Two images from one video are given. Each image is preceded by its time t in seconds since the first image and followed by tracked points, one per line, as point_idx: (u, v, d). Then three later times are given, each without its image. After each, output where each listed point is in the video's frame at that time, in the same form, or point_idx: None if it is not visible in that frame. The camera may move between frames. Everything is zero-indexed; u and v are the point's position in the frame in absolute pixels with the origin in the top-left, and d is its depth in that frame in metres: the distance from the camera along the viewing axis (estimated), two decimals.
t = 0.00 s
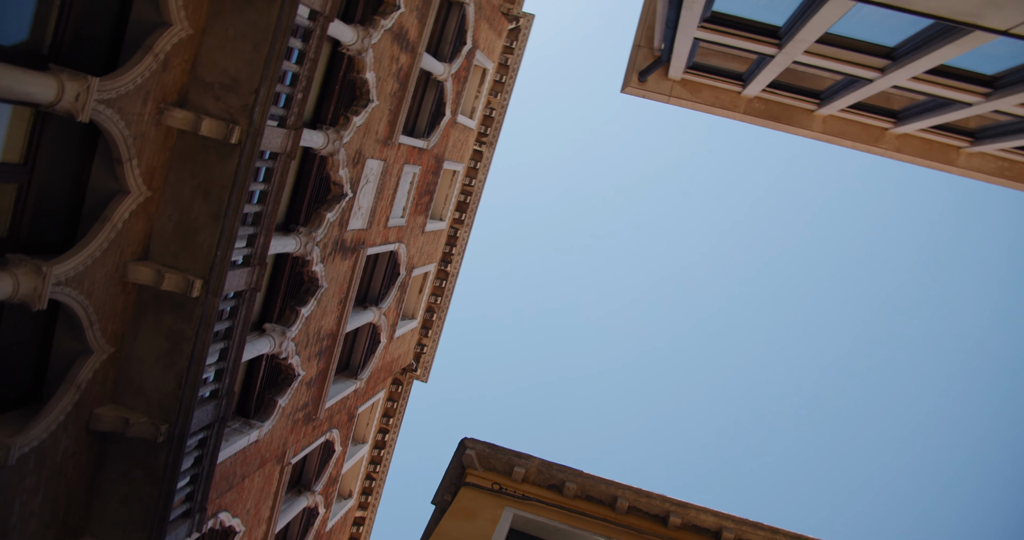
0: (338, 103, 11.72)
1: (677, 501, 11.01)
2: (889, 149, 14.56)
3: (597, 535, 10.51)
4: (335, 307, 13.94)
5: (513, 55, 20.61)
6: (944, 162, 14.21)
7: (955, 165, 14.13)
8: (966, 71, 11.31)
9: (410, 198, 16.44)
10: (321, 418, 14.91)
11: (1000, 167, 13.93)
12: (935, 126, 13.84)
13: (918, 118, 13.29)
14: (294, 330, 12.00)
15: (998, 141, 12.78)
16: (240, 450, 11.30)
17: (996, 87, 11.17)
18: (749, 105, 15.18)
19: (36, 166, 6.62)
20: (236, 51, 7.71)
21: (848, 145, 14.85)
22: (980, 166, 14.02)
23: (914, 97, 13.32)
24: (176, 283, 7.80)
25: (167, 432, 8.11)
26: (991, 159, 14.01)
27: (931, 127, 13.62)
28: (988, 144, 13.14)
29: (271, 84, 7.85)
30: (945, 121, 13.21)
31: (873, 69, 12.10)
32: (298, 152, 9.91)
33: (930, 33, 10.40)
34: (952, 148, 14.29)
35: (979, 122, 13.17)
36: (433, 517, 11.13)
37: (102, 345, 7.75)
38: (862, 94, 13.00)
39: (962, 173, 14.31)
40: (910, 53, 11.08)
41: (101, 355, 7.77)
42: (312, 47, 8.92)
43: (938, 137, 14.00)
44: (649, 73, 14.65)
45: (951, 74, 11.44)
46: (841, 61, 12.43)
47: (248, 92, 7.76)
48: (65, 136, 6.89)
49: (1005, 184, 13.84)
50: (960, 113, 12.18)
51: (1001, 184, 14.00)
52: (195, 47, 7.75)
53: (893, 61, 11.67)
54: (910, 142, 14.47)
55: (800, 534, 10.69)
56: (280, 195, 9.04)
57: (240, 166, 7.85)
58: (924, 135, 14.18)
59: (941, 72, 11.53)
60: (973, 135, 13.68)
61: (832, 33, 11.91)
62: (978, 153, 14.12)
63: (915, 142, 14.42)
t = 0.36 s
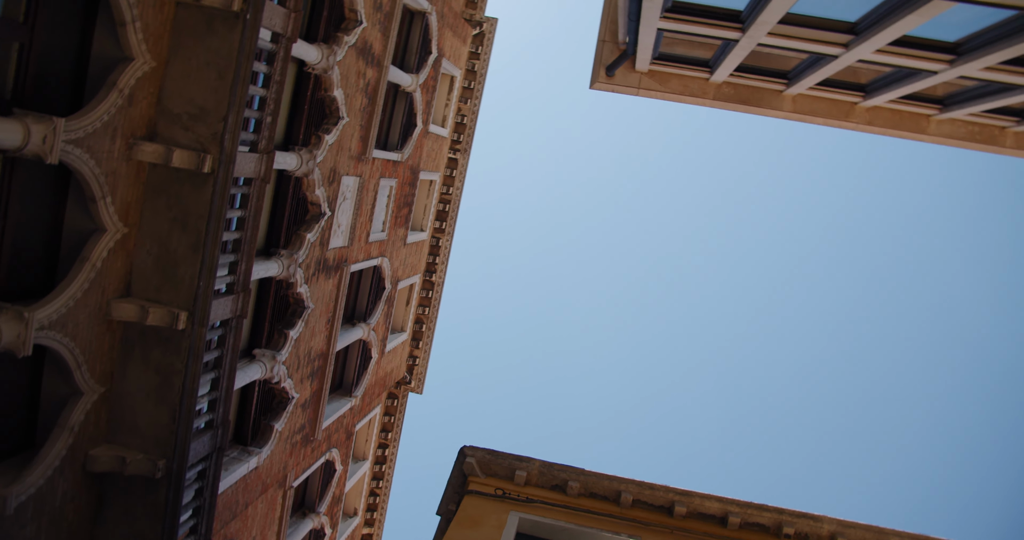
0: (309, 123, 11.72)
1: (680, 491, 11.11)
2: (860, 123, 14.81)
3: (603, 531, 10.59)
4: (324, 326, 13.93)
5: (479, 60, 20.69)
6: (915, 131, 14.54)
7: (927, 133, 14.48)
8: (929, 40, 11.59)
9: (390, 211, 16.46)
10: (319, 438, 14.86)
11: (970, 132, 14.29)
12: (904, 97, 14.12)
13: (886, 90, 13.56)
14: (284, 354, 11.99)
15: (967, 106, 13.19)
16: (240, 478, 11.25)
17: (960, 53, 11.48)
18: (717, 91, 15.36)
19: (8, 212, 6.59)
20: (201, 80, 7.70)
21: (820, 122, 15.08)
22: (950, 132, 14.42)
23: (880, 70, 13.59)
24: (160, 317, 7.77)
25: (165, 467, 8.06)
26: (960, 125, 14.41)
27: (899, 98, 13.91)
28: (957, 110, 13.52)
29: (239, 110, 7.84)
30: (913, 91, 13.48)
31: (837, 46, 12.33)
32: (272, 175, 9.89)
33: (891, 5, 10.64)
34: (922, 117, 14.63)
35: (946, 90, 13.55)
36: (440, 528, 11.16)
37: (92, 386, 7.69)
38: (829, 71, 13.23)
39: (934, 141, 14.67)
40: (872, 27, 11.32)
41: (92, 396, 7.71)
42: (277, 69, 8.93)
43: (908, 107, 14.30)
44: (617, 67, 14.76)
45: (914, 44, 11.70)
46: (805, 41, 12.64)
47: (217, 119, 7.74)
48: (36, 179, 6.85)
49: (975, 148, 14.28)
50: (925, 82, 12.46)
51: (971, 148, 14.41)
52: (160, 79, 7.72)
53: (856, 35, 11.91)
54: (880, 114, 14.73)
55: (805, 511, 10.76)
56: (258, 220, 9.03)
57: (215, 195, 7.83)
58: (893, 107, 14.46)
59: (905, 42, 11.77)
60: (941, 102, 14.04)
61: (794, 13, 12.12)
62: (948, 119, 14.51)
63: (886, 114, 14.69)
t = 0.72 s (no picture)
0: (291, 142, 11.72)
1: (689, 480, 11.16)
2: (841, 99, 14.92)
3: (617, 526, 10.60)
4: (322, 344, 13.92)
5: (457, 66, 20.74)
6: (896, 103, 14.68)
7: (908, 105, 14.62)
8: (901, 13, 11.72)
9: (379, 224, 16.46)
10: (326, 456, 14.83)
11: (951, 100, 14.44)
12: (882, 70, 14.25)
13: (864, 65, 13.68)
14: (284, 375, 11.98)
15: (944, 75, 13.34)
16: (251, 503, 11.22)
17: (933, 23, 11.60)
18: (696, 78, 15.42)
19: None
20: (180, 108, 7.69)
21: (801, 101, 15.19)
22: (931, 102, 14.56)
23: (856, 45, 13.71)
24: (157, 348, 7.75)
25: (174, 497, 8.04)
26: (940, 93, 14.55)
27: (877, 71, 14.02)
28: (936, 79, 13.66)
29: (220, 135, 7.82)
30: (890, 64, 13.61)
31: (811, 25, 12.43)
32: (258, 198, 9.89)
33: None
34: (901, 89, 14.77)
35: (923, 60, 13.67)
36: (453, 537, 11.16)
37: (94, 422, 7.67)
38: (805, 50, 13.33)
39: (915, 111, 14.82)
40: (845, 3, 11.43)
41: (95, 432, 7.69)
42: (255, 91, 8.93)
43: (887, 80, 14.43)
44: (594, 62, 14.80)
45: (888, 17, 11.82)
46: (779, 22, 12.73)
47: (199, 146, 7.73)
48: (21, 220, 6.84)
49: (956, 115, 14.42)
50: (902, 53, 12.58)
51: (952, 116, 14.56)
52: (138, 110, 7.71)
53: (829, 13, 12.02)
54: (860, 89, 14.85)
55: (815, 491, 10.77)
56: (248, 243, 9.03)
57: (202, 222, 7.82)
58: (872, 81, 14.58)
59: (878, 16, 11.89)
60: (919, 73, 14.19)
61: None
62: (927, 89, 14.65)
63: (866, 89, 14.81)
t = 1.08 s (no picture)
0: (274, 160, 11.71)
1: (694, 469, 11.23)
2: (819, 80, 15.07)
3: (626, 520, 10.61)
4: (319, 361, 13.90)
5: (434, 73, 20.79)
6: (873, 80, 14.84)
7: (885, 81, 14.83)
8: None
9: (367, 236, 16.47)
10: (331, 472, 14.81)
11: (927, 73, 14.62)
12: (857, 48, 14.41)
13: (838, 44, 13.82)
14: (283, 394, 11.96)
15: (918, 49, 13.51)
16: (259, 524, 11.20)
17: None
18: (673, 69, 15.51)
19: None
20: (159, 134, 7.68)
21: (779, 84, 15.33)
22: (907, 76, 14.74)
23: (830, 26, 13.85)
24: (153, 377, 7.72)
25: (181, 524, 8.01)
26: (916, 67, 14.74)
27: (852, 50, 14.17)
28: (911, 53, 13.83)
29: (201, 159, 7.82)
30: (864, 41, 13.76)
31: (784, 8, 12.55)
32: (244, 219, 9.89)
33: None
34: (877, 65, 14.94)
35: (897, 35, 13.83)
36: None
37: (96, 455, 7.64)
38: (779, 34, 13.45)
39: (893, 86, 15.01)
40: None
41: (97, 466, 7.66)
42: (233, 113, 8.93)
43: (863, 57, 14.59)
44: (570, 60, 14.86)
45: None
46: (751, 7, 12.84)
47: (181, 171, 7.71)
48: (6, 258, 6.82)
49: (933, 88, 14.62)
50: (875, 30, 12.73)
51: (929, 88, 14.76)
52: (118, 140, 7.69)
53: None
54: (837, 68, 15.00)
55: (821, 472, 10.85)
56: (237, 265, 9.02)
57: (190, 247, 7.81)
58: (848, 60, 14.73)
59: None
60: (894, 48, 14.37)
61: None
62: (903, 64, 14.82)
63: (842, 68, 14.96)
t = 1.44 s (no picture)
0: (262, 177, 11.69)
1: (702, 458, 11.28)
2: (800, 62, 15.14)
3: (637, 513, 10.64)
4: (320, 375, 13.89)
5: (416, 80, 20.80)
6: (854, 58, 14.91)
7: (866, 59, 14.89)
8: None
9: (360, 247, 16.46)
10: (340, 485, 14.79)
11: (907, 48, 14.72)
12: (835, 28, 14.49)
13: (817, 25, 13.90)
14: (286, 411, 11.94)
15: (897, 25, 13.60)
16: None
17: None
18: (654, 60, 15.50)
19: None
20: (145, 159, 7.67)
21: (761, 69, 15.40)
22: (888, 53, 14.83)
23: (807, 7, 13.93)
24: (156, 402, 7.69)
25: None
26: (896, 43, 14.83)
27: (831, 29, 14.26)
28: (889, 29, 13.93)
29: (189, 181, 7.81)
30: (842, 20, 13.84)
31: None
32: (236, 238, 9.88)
33: None
34: (858, 44, 15.02)
35: (875, 12, 13.92)
36: None
37: (103, 485, 7.62)
38: (757, 18, 13.52)
39: (875, 64, 15.09)
40: None
41: (105, 495, 7.64)
42: (217, 133, 8.91)
43: (842, 36, 14.68)
44: (551, 57, 14.86)
45: None
46: None
47: (169, 195, 7.69)
48: None
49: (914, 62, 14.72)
50: (853, 9, 12.82)
51: (910, 63, 14.86)
52: (104, 168, 7.67)
53: None
54: (817, 49, 15.09)
55: (828, 452, 10.93)
56: (232, 285, 9.01)
57: (183, 270, 7.80)
58: (828, 40, 14.81)
59: None
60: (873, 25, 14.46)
61: None
62: (883, 41, 14.91)
63: (822, 48, 15.04)
